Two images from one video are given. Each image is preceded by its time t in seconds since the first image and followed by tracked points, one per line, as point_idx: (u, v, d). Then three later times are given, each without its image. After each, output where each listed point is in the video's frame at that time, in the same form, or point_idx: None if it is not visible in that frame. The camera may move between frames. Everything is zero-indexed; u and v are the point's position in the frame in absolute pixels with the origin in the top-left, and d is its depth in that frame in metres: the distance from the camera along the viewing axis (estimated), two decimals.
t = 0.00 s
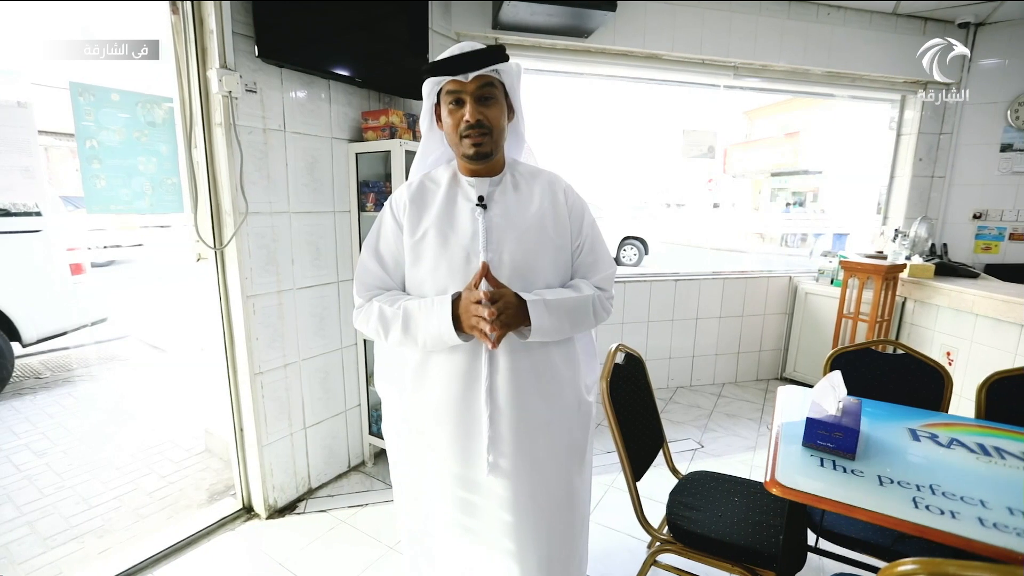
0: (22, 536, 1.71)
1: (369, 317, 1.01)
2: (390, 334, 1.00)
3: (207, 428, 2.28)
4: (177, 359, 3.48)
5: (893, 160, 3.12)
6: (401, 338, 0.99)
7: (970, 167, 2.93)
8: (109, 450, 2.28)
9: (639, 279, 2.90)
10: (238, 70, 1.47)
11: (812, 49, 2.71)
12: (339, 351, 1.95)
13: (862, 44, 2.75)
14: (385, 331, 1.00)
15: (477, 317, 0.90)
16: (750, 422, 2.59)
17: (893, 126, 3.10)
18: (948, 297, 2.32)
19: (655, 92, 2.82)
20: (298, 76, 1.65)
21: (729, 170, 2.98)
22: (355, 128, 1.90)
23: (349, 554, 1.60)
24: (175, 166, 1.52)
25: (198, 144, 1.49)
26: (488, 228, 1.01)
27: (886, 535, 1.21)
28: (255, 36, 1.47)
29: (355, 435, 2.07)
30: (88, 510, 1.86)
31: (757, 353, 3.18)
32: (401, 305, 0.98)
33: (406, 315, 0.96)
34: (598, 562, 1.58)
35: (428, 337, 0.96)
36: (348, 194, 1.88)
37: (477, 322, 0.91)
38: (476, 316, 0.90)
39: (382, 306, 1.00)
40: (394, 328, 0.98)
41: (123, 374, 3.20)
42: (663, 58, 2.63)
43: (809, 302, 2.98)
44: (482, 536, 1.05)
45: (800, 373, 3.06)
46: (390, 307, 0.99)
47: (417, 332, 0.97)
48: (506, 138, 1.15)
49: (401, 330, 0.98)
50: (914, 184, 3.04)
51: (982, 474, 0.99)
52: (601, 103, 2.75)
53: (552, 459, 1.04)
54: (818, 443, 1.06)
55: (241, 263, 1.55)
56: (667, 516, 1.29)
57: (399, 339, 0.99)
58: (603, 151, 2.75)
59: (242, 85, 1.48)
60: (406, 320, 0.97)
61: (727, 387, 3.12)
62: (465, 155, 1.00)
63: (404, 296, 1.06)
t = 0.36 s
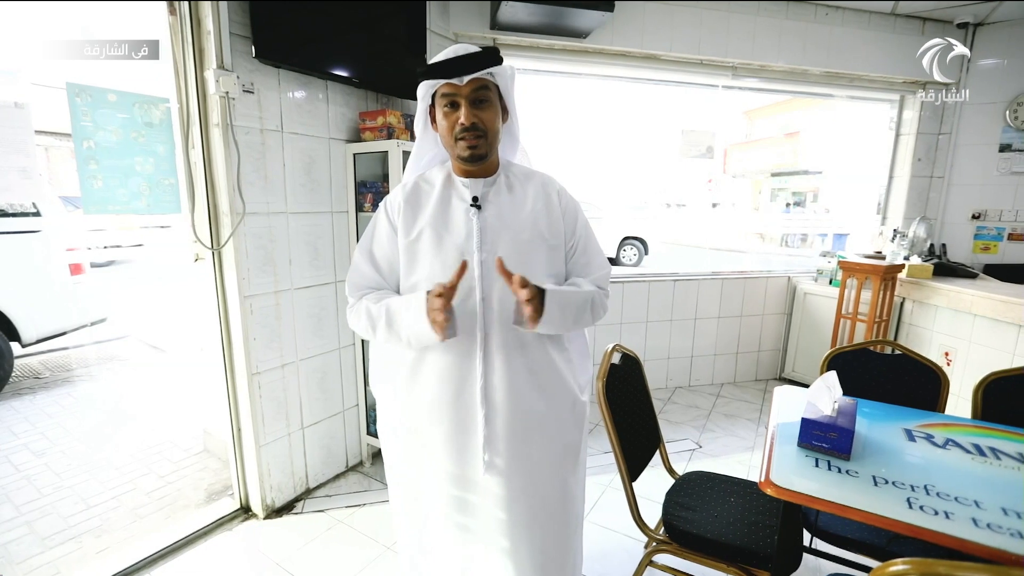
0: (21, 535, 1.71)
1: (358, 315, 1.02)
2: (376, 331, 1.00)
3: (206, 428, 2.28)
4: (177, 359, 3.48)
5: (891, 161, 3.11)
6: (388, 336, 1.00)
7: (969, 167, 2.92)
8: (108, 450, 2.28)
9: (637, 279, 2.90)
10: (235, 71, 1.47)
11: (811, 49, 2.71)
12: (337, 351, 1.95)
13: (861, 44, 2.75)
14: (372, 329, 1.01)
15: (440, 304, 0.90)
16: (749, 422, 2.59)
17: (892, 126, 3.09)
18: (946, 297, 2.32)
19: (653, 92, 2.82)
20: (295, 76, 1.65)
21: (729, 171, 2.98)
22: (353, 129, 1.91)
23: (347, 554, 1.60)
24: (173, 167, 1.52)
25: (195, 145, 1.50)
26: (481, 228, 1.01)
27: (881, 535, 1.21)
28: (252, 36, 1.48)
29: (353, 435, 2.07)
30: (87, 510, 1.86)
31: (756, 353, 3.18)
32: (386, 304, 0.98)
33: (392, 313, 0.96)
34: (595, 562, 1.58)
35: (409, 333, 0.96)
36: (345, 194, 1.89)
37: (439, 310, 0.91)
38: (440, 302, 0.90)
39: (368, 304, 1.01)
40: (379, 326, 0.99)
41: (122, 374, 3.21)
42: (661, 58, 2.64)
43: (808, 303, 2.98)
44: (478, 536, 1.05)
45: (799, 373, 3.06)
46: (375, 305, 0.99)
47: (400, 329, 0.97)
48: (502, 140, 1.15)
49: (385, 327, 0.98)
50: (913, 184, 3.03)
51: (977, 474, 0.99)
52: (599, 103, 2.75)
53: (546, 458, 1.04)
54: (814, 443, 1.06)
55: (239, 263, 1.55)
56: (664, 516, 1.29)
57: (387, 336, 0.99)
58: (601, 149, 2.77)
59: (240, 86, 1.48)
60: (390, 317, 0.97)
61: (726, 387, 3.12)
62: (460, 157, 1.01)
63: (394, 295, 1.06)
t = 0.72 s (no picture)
0: (19, 535, 1.72)
1: (333, 320, 1.03)
2: (351, 339, 1.02)
3: (204, 428, 2.28)
4: (176, 359, 3.48)
5: (892, 161, 3.11)
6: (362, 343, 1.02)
7: (968, 167, 2.93)
8: (107, 450, 2.29)
9: (636, 279, 2.89)
10: (232, 71, 1.48)
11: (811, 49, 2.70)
12: (335, 351, 1.95)
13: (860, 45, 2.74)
14: (348, 335, 1.02)
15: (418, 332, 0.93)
16: (747, 423, 2.58)
17: (892, 126, 3.08)
18: (946, 298, 2.31)
19: (653, 92, 2.83)
20: (293, 76, 1.65)
21: (732, 171, 3.01)
22: (351, 128, 1.91)
23: (344, 554, 1.60)
24: (169, 167, 1.52)
25: (192, 145, 1.50)
26: (471, 231, 1.02)
27: (877, 536, 1.21)
28: (249, 36, 1.48)
29: (351, 435, 2.07)
30: (85, 509, 1.86)
31: (755, 354, 3.17)
32: (361, 319, 0.98)
33: (371, 329, 0.97)
34: (592, 563, 1.58)
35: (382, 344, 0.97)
36: (343, 194, 1.88)
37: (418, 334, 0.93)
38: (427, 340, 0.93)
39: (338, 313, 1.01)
40: (353, 335, 1.00)
41: (122, 374, 3.21)
42: (660, 58, 2.65)
43: (807, 303, 2.97)
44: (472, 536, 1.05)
45: (798, 373, 3.05)
46: (350, 318, 0.99)
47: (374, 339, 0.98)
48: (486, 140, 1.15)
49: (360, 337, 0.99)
50: (912, 183, 3.03)
51: (972, 475, 0.99)
52: (599, 102, 2.75)
53: (537, 455, 1.06)
54: (809, 444, 1.06)
55: (236, 263, 1.56)
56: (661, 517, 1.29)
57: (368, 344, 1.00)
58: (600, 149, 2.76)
59: (236, 86, 1.48)
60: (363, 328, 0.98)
61: (725, 387, 3.11)
62: (449, 160, 1.02)
63: (372, 301, 1.06)
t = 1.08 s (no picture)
0: (19, 533, 1.73)
1: (343, 339, 0.99)
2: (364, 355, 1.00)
3: (204, 427, 2.29)
4: (178, 358, 3.49)
5: (893, 161, 3.09)
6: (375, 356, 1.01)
7: (971, 168, 2.90)
8: (107, 449, 2.30)
9: (635, 280, 2.89)
10: (230, 72, 1.48)
11: (811, 48, 2.70)
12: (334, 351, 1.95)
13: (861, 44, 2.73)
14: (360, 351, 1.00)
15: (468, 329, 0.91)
16: (747, 423, 2.57)
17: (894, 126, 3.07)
18: (947, 298, 2.30)
19: (653, 91, 2.82)
20: (291, 77, 1.66)
21: (732, 171, 3.03)
22: (349, 128, 1.91)
23: (341, 554, 1.60)
24: (167, 167, 1.53)
25: (190, 145, 1.50)
26: (464, 233, 1.08)
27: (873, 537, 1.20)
28: (246, 36, 1.48)
29: (349, 435, 2.07)
30: (84, 508, 1.87)
31: (756, 354, 3.16)
32: (380, 326, 0.98)
33: (394, 334, 0.97)
34: (589, 564, 1.58)
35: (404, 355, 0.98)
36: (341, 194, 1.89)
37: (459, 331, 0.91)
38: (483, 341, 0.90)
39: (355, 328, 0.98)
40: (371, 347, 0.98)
41: (123, 373, 3.22)
42: (659, 57, 2.64)
43: (808, 303, 2.96)
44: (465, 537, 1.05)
45: (799, 374, 3.04)
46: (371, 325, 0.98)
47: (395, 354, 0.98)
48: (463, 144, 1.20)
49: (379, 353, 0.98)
50: (914, 184, 3.00)
51: (968, 477, 0.98)
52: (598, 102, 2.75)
53: (535, 446, 1.12)
54: (805, 445, 1.05)
55: (233, 263, 1.56)
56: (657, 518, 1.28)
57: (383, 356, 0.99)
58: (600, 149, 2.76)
59: (234, 86, 1.49)
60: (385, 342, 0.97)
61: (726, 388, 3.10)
62: (427, 170, 1.05)
63: (371, 310, 1.06)
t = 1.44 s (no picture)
0: (18, 531, 1.73)
1: (315, 317, 1.04)
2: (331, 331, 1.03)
3: (203, 426, 2.30)
4: (179, 357, 3.51)
5: (897, 160, 3.06)
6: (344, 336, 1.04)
7: (974, 167, 2.88)
8: (107, 447, 2.31)
9: (635, 280, 2.88)
10: (226, 71, 1.48)
11: (812, 47, 2.68)
12: (331, 350, 1.95)
13: (863, 43, 2.72)
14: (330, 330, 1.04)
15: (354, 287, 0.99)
16: (747, 424, 2.56)
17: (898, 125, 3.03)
18: (949, 298, 2.28)
19: (654, 91, 2.81)
20: (288, 77, 1.66)
21: (736, 170, 2.97)
22: (347, 128, 1.91)
23: (337, 553, 1.60)
24: (163, 166, 1.54)
25: (187, 144, 1.50)
26: (462, 227, 1.11)
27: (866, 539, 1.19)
28: (243, 36, 1.48)
29: (347, 434, 2.08)
30: (83, 506, 1.88)
31: (756, 355, 3.14)
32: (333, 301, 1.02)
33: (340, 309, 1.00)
34: (584, 564, 1.57)
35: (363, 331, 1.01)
36: (338, 194, 1.89)
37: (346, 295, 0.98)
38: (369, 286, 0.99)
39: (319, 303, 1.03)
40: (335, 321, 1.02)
41: (125, 372, 3.24)
42: (659, 57, 2.63)
43: (809, 304, 2.94)
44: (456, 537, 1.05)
45: (800, 375, 3.02)
46: (325, 303, 1.03)
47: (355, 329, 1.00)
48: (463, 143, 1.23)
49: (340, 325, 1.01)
50: (917, 183, 2.97)
51: (964, 478, 0.97)
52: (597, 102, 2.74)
53: (522, 430, 1.18)
54: (798, 446, 1.04)
55: (230, 262, 1.56)
56: (651, 519, 1.27)
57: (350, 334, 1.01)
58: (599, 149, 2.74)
59: (230, 86, 1.49)
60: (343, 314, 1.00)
61: (726, 389, 3.09)
62: (429, 165, 1.09)
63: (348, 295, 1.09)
